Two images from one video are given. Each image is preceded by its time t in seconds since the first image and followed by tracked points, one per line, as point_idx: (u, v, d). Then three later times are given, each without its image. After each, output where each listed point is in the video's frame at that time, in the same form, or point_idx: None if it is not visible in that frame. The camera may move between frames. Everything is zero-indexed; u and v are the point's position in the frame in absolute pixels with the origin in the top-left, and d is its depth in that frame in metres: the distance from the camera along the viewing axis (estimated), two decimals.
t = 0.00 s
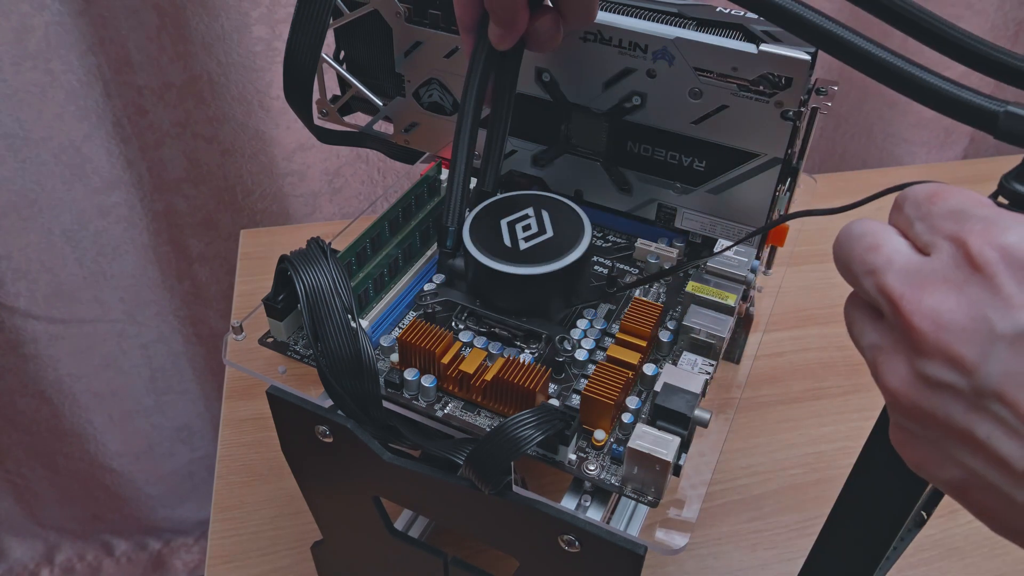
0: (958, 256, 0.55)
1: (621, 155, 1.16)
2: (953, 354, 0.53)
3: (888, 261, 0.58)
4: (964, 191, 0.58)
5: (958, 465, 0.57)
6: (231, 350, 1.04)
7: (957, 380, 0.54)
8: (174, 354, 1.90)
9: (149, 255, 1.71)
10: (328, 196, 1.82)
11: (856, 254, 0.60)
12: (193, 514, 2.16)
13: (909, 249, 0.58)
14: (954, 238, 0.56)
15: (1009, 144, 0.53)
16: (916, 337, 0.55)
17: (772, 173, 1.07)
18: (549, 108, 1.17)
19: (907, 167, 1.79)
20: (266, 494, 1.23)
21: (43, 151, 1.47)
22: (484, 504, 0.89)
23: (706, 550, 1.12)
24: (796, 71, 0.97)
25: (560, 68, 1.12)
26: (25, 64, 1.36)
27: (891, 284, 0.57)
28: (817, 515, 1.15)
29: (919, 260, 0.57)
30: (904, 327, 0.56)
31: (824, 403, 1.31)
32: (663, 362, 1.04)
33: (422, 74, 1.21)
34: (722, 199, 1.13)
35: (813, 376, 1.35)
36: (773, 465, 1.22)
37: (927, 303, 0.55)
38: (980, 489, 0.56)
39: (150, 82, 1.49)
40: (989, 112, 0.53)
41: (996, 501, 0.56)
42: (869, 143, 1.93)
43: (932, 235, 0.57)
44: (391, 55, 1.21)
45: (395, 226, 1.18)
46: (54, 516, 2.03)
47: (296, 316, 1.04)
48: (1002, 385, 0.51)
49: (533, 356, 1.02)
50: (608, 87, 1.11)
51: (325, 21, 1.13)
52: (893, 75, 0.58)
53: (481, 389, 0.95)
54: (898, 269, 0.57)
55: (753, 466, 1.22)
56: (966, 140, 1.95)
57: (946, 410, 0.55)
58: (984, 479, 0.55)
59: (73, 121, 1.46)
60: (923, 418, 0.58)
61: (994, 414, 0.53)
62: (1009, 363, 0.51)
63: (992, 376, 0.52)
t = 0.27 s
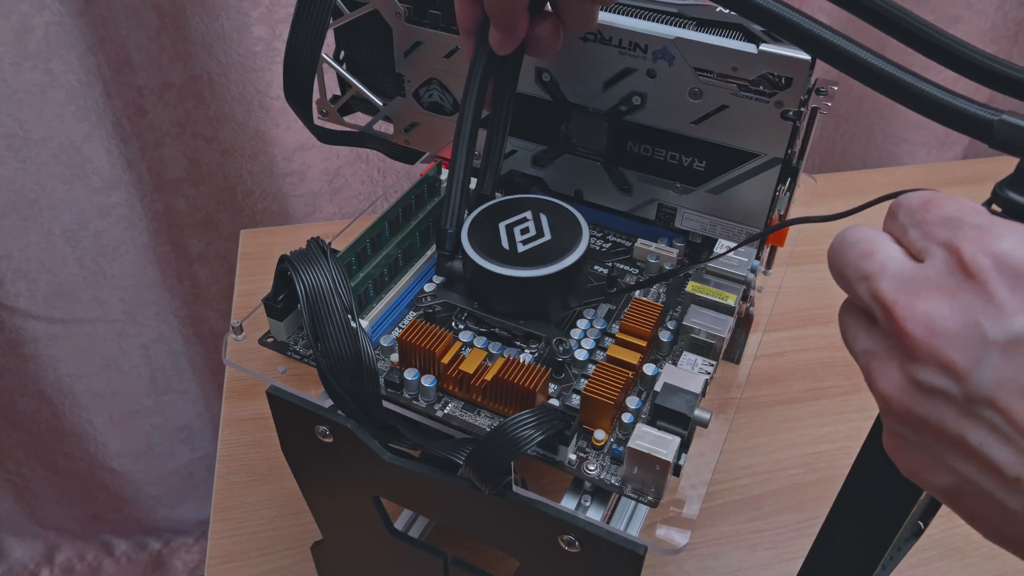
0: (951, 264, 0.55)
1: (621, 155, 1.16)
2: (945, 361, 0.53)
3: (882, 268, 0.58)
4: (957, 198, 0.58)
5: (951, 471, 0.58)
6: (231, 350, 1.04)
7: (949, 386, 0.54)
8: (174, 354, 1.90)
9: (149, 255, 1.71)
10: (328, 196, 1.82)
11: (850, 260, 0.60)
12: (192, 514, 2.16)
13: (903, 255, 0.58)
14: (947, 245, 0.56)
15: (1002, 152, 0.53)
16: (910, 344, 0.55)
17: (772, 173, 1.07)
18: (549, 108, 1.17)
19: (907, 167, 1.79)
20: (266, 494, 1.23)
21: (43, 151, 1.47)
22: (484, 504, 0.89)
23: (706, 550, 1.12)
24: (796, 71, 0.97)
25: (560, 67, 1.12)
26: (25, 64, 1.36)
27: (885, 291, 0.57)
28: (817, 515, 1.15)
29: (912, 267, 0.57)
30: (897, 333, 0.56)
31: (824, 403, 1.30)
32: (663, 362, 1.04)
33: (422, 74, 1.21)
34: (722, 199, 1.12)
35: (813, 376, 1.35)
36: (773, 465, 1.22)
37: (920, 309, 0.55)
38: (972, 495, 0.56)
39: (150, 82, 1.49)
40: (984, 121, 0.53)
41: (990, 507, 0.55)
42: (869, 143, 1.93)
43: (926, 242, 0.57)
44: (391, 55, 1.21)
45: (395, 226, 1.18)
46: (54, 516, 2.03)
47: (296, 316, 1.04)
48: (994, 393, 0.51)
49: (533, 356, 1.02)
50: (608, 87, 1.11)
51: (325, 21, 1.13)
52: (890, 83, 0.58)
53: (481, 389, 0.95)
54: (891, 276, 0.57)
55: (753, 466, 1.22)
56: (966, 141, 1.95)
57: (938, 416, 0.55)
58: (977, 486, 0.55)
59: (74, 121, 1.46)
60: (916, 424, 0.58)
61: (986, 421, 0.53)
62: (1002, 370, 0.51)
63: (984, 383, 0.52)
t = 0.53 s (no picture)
0: (947, 274, 0.55)
1: (621, 155, 1.16)
2: (941, 370, 0.53)
3: (879, 277, 0.58)
4: (955, 208, 0.58)
5: (946, 481, 0.58)
6: (231, 350, 1.04)
7: (945, 396, 0.54)
8: (174, 354, 1.90)
9: (149, 255, 1.71)
10: (328, 196, 1.82)
11: (847, 269, 0.60)
12: (192, 514, 2.16)
13: (900, 265, 0.58)
14: (944, 255, 0.56)
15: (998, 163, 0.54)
16: (906, 352, 0.55)
17: (772, 172, 1.07)
18: (549, 108, 1.17)
19: (906, 167, 1.79)
20: (266, 494, 1.24)
21: (43, 151, 1.47)
22: (484, 504, 0.89)
23: (706, 550, 1.12)
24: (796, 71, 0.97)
25: (560, 67, 1.12)
26: (25, 64, 1.36)
27: (882, 300, 0.57)
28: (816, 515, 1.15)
29: (909, 276, 0.57)
30: (893, 342, 0.56)
31: (824, 403, 1.30)
32: (663, 362, 1.04)
33: (422, 74, 1.21)
34: (722, 199, 1.12)
35: (813, 376, 1.35)
36: (773, 465, 1.22)
37: (917, 319, 0.55)
38: (969, 505, 0.56)
39: (150, 82, 1.49)
40: (980, 132, 0.53)
41: (986, 517, 0.55)
42: (869, 143, 1.93)
43: (923, 252, 0.57)
44: (391, 55, 1.21)
45: (395, 226, 1.18)
46: (54, 516, 2.03)
47: (296, 316, 1.04)
48: (989, 403, 0.51)
49: (533, 356, 1.02)
50: (608, 87, 1.11)
51: (325, 21, 1.13)
52: (882, 91, 0.58)
53: (481, 389, 0.95)
54: (888, 286, 0.57)
55: (753, 466, 1.22)
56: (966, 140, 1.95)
57: (935, 426, 0.55)
58: (973, 497, 0.55)
59: (73, 121, 1.46)
60: (913, 434, 0.58)
61: (982, 431, 0.53)
62: (998, 380, 0.51)
63: (980, 394, 0.52)
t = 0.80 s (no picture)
0: (942, 279, 0.55)
1: (621, 155, 1.16)
2: (937, 376, 0.53)
3: (874, 283, 0.58)
4: (950, 215, 0.58)
5: (943, 486, 0.57)
6: (231, 350, 1.04)
7: (941, 402, 0.54)
8: (174, 354, 1.90)
9: (149, 255, 1.71)
10: (328, 196, 1.82)
11: (843, 275, 0.60)
12: (192, 514, 2.16)
13: (896, 270, 0.59)
14: (940, 261, 0.56)
15: (993, 168, 0.54)
16: (901, 357, 0.55)
17: (772, 173, 1.07)
18: (549, 108, 1.17)
19: (906, 167, 1.79)
20: (267, 494, 1.24)
21: (43, 151, 1.47)
22: (483, 504, 0.89)
23: (706, 550, 1.12)
24: (796, 71, 0.97)
25: (560, 67, 1.12)
26: (25, 64, 1.36)
27: (877, 306, 0.57)
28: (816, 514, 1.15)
29: (904, 282, 0.57)
30: (889, 347, 0.56)
31: (824, 403, 1.30)
32: (663, 362, 1.04)
33: (422, 75, 1.21)
34: (722, 199, 1.12)
35: (813, 376, 1.35)
36: (773, 465, 1.22)
37: (912, 324, 0.55)
38: (965, 511, 0.56)
39: (150, 82, 1.49)
40: (976, 137, 0.54)
41: (982, 523, 0.55)
42: (869, 143, 1.93)
43: (918, 257, 0.57)
44: (391, 55, 1.21)
45: (395, 226, 1.18)
46: (54, 516, 2.03)
47: (296, 316, 1.05)
48: (983, 408, 0.51)
49: (533, 356, 1.02)
50: (608, 87, 1.11)
51: (325, 21, 1.13)
52: (876, 94, 0.59)
53: (481, 389, 0.95)
54: (883, 291, 0.57)
55: (753, 466, 1.22)
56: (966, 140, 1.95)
57: (930, 431, 0.55)
58: (969, 503, 0.55)
59: (73, 121, 1.46)
60: (910, 440, 0.58)
61: (978, 436, 0.52)
62: (993, 385, 0.51)
63: (974, 399, 0.51)
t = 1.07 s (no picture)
0: (941, 275, 0.55)
1: (621, 155, 1.16)
2: (936, 373, 0.53)
3: (872, 280, 0.58)
4: (951, 211, 0.58)
5: (942, 482, 0.57)
6: (231, 350, 1.04)
7: (939, 398, 0.54)
8: (174, 354, 1.90)
9: (149, 255, 1.71)
10: (328, 196, 1.82)
11: (840, 272, 0.60)
12: (192, 514, 2.16)
13: (894, 267, 0.58)
14: (938, 258, 0.56)
15: (991, 164, 0.54)
16: (899, 354, 0.55)
17: (772, 173, 1.07)
18: (549, 108, 1.17)
19: (906, 167, 1.79)
20: (267, 494, 1.24)
21: (43, 151, 1.47)
22: (483, 504, 0.89)
23: (706, 550, 1.12)
24: (796, 71, 0.97)
25: (560, 67, 1.12)
26: (25, 64, 1.36)
27: (876, 302, 0.57)
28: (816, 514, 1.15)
29: (903, 278, 0.57)
30: (887, 344, 0.56)
31: (824, 403, 1.30)
32: (663, 362, 1.04)
33: (422, 74, 1.21)
34: (722, 199, 1.12)
35: (813, 376, 1.35)
36: (773, 465, 1.22)
37: (910, 321, 0.55)
38: (964, 506, 0.56)
39: (150, 82, 1.49)
40: (973, 133, 0.54)
41: (982, 518, 0.55)
42: (869, 143, 1.93)
43: (917, 253, 0.57)
44: (391, 55, 1.21)
45: (395, 226, 1.18)
46: (54, 516, 2.03)
47: (296, 316, 1.04)
48: (983, 403, 0.51)
49: (533, 356, 1.02)
50: (608, 87, 1.11)
51: (325, 21, 1.13)
52: (879, 94, 0.58)
53: (481, 389, 0.95)
54: (882, 288, 0.57)
55: (753, 466, 1.22)
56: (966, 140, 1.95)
57: (929, 427, 0.55)
58: (968, 497, 0.55)
59: (73, 121, 1.46)
60: (909, 436, 0.58)
61: (977, 432, 0.52)
62: (992, 382, 0.51)
63: (973, 395, 0.51)
